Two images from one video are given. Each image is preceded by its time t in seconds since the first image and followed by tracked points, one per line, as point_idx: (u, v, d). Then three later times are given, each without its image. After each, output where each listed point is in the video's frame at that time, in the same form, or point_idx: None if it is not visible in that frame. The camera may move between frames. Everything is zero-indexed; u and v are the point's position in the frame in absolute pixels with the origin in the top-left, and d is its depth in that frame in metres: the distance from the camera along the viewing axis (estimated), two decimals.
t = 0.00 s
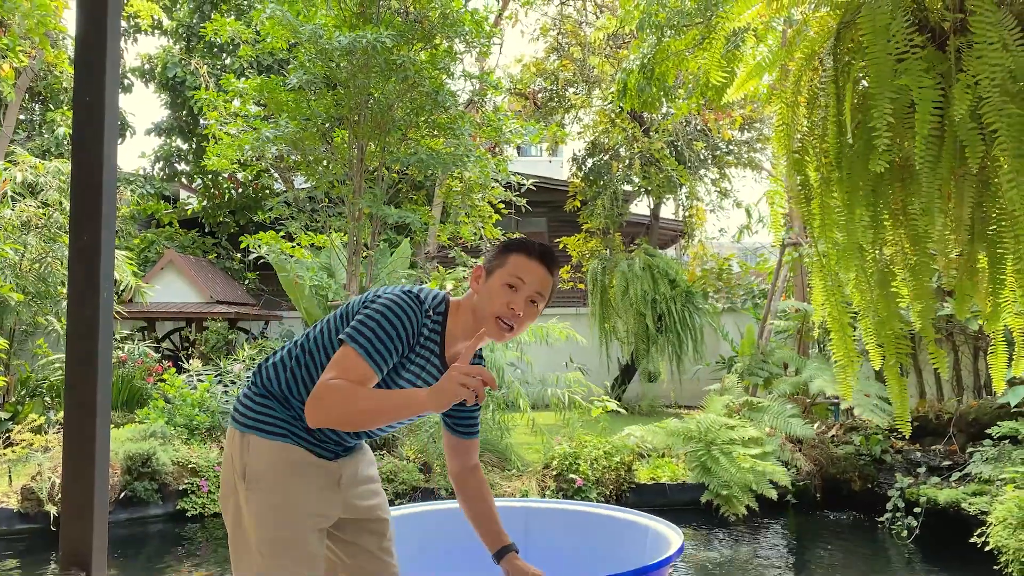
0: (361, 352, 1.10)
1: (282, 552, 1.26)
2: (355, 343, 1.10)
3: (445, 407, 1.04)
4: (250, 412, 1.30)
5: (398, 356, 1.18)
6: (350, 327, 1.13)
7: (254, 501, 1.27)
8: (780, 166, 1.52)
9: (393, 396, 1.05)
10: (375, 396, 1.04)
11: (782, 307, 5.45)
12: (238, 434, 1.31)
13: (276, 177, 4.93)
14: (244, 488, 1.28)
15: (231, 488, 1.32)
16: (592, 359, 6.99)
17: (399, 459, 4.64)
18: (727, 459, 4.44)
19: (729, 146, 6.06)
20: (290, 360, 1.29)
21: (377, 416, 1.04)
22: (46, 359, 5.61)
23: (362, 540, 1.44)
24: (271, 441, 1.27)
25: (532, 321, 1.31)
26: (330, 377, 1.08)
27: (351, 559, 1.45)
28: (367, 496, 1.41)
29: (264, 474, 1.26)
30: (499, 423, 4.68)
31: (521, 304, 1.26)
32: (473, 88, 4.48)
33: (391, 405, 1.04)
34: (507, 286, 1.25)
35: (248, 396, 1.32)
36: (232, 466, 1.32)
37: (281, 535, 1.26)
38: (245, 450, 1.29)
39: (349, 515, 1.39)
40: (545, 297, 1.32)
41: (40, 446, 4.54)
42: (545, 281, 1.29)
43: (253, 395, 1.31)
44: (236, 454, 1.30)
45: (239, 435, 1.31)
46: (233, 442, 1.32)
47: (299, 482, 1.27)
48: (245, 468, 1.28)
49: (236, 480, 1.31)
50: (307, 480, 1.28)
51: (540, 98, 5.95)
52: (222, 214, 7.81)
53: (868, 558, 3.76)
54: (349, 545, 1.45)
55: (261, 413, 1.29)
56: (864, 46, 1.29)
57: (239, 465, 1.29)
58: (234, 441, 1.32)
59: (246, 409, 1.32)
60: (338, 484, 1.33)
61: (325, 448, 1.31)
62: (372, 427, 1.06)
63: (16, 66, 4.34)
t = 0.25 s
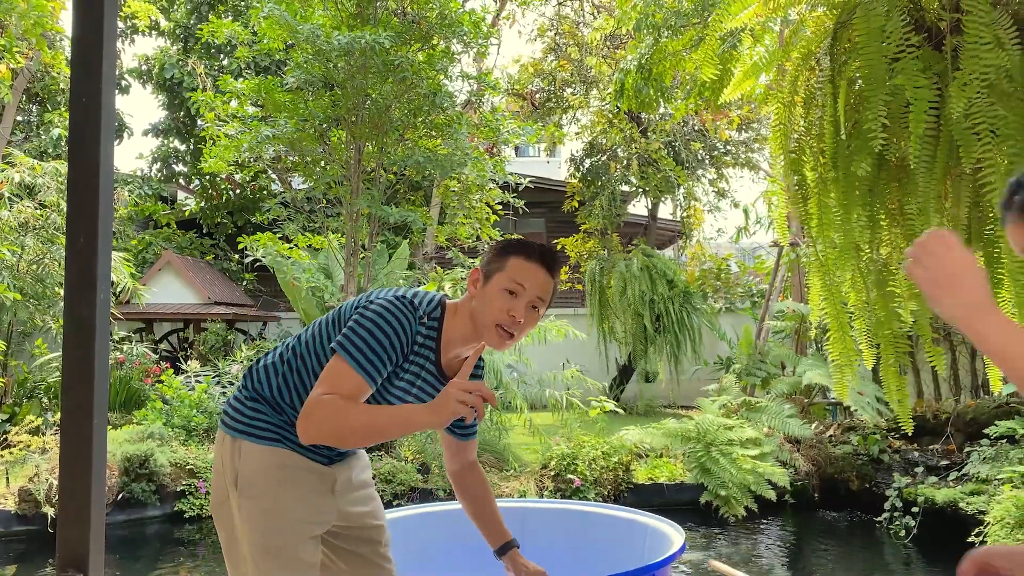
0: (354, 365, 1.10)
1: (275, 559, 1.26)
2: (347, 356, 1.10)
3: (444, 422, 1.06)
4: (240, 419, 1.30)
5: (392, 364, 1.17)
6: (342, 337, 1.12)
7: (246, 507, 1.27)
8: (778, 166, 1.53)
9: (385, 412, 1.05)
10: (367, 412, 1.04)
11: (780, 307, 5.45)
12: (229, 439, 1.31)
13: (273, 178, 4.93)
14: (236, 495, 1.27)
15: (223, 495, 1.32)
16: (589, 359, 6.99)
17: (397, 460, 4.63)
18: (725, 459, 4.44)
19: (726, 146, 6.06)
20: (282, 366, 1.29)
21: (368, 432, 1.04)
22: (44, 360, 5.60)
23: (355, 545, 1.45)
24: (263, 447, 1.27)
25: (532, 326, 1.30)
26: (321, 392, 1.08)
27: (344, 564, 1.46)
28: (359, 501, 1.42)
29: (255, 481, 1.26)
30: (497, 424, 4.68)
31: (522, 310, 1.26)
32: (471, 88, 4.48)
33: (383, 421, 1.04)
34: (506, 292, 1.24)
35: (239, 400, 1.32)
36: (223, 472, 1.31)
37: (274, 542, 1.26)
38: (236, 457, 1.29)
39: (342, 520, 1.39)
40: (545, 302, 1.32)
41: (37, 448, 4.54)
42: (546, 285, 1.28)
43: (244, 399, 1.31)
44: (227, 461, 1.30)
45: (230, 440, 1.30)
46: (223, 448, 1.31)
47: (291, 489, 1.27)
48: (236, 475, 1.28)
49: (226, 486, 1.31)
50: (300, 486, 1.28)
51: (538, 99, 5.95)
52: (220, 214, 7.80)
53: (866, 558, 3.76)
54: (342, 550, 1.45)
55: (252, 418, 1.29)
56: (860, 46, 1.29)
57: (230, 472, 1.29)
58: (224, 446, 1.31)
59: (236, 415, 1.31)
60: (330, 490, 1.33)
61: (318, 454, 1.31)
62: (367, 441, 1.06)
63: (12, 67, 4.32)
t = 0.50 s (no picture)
0: (348, 368, 1.09)
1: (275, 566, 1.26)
2: (341, 360, 1.10)
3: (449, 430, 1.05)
4: (233, 422, 1.29)
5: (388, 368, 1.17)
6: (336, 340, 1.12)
7: (242, 514, 1.26)
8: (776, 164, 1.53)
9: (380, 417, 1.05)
10: (362, 417, 1.04)
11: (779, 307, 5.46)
12: (223, 446, 1.30)
13: (271, 177, 4.93)
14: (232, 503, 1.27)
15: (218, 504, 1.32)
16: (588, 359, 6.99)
17: (395, 460, 4.63)
18: (724, 459, 4.44)
19: (724, 145, 6.07)
20: (276, 367, 1.28)
21: (362, 438, 1.03)
22: (42, 360, 5.59)
23: (352, 549, 1.45)
24: (259, 453, 1.27)
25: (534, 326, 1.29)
26: (315, 396, 1.07)
27: (342, 567, 1.46)
28: (355, 504, 1.42)
29: (252, 488, 1.26)
30: (496, 423, 4.68)
31: (525, 309, 1.25)
32: (470, 87, 4.48)
33: (378, 426, 1.04)
34: (509, 292, 1.24)
35: (230, 402, 1.32)
36: (217, 479, 1.31)
37: (272, 549, 1.26)
38: (231, 463, 1.28)
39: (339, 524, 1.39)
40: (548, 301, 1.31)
41: (36, 448, 4.53)
42: (548, 282, 1.28)
43: (236, 402, 1.31)
44: (220, 469, 1.29)
45: (224, 446, 1.29)
46: (217, 454, 1.31)
47: (287, 495, 1.27)
48: (231, 483, 1.27)
49: (222, 493, 1.30)
50: (296, 492, 1.28)
51: (536, 98, 5.96)
52: (219, 214, 7.79)
53: (865, 557, 3.76)
54: (339, 553, 1.45)
55: (244, 422, 1.28)
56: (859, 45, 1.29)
57: (225, 479, 1.28)
58: (217, 452, 1.30)
59: (228, 418, 1.31)
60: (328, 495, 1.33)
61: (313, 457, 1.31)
62: (364, 450, 1.06)
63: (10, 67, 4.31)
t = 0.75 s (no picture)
0: (351, 376, 1.09)
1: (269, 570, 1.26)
2: (344, 368, 1.09)
3: (462, 440, 1.05)
4: (227, 425, 1.28)
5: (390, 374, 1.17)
6: (338, 347, 1.11)
7: (236, 519, 1.26)
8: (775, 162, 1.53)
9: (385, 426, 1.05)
10: (367, 426, 1.04)
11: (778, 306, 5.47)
12: (214, 450, 1.29)
13: (269, 176, 4.92)
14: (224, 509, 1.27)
15: (209, 510, 1.32)
16: (587, 357, 6.99)
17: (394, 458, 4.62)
18: (723, 458, 4.44)
19: (723, 143, 6.06)
20: (271, 370, 1.28)
21: (368, 448, 1.03)
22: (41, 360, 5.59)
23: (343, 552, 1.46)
24: (253, 458, 1.27)
25: (536, 327, 1.31)
26: (317, 405, 1.07)
27: (332, 569, 1.47)
28: (346, 507, 1.43)
29: (246, 493, 1.26)
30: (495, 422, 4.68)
31: (527, 312, 1.26)
32: (468, 86, 4.48)
33: (385, 435, 1.04)
34: (512, 294, 1.24)
35: (222, 405, 1.30)
36: (208, 484, 1.30)
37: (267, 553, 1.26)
38: (223, 468, 1.28)
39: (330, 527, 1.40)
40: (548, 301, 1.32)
41: (35, 447, 4.53)
42: (549, 286, 1.28)
43: (228, 404, 1.30)
44: (211, 475, 1.29)
45: (215, 451, 1.29)
46: (207, 459, 1.30)
47: (281, 499, 1.27)
48: (224, 489, 1.27)
49: (213, 498, 1.29)
50: (290, 496, 1.28)
51: (535, 97, 5.95)
52: (218, 213, 7.79)
53: (864, 555, 3.75)
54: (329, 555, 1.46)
55: (237, 425, 1.28)
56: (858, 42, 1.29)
57: (217, 484, 1.28)
58: (208, 456, 1.29)
59: (220, 421, 1.30)
60: (320, 499, 1.34)
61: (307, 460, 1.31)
62: (372, 462, 1.06)
63: (8, 66, 4.31)
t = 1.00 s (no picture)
0: (350, 381, 1.09)
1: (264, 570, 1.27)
2: (343, 373, 1.09)
3: (463, 444, 1.06)
4: (225, 426, 1.29)
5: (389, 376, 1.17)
6: (337, 352, 1.11)
7: (234, 519, 1.27)
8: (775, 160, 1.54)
9: (384, 430, 1.05)
10: (366, 431, 1.04)
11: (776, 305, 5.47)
12: (212, 450, 1.29)
13: (269, 175, 4.92)
14: (222, 508, 1.27)
15: (207, 508, 1.32)
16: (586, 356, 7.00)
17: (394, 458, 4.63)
18: (722, 457, 4.44)
19: (723, 142, 6.05)
20: (270, 372, 1.27)
21: (366, 451, 1.03)
22: (40, 359, 5.59)
23: (341, 553, 1.45)
24: (250, 459, 1.27)
25: (533, 331, 1.30)
26: (316, 411, 1.07)
27: (331, 571, 1.47)
28: (343, 508, 1.43)
29: (243, 493, 1.26)
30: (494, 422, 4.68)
31: (524, 316, 1.25)
32: (467, 85, 4.48)
33: (384, 440, 1.04)
34: (509, 298, 1.24)
35: (220, 406, 1.30)
36: (206, 484, 1.30)
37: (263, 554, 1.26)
38: (220, 468, 1.28)
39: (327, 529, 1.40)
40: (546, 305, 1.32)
41: (34, 447, 4.53)
42: (548, 288, 1.28)
43: (227, 404, 1.30)
44: (209, 475, 1.29)
45: (213, 450, 1.29)
46: (206, 458, 1.30)
47: (278, 500, 1.28)
48: (222, 489, 1.27)
49: (210, 497, 1.30)
50: (288, 497, 1.28)
51: (535, 96, 5.95)
52: (217, 212, 7.78)
53: (862, 554, 3.76)
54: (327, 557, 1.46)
55: (236, 425, 1.28)
56: (858, 41, 1.28)
57: (215, 483, 1.28)
58: (207, 456, 1.30)
59: (218, 421, 1.30)
60: (319, 500, 1.34)
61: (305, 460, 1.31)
62: (371, 465, 1.06)
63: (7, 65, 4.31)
